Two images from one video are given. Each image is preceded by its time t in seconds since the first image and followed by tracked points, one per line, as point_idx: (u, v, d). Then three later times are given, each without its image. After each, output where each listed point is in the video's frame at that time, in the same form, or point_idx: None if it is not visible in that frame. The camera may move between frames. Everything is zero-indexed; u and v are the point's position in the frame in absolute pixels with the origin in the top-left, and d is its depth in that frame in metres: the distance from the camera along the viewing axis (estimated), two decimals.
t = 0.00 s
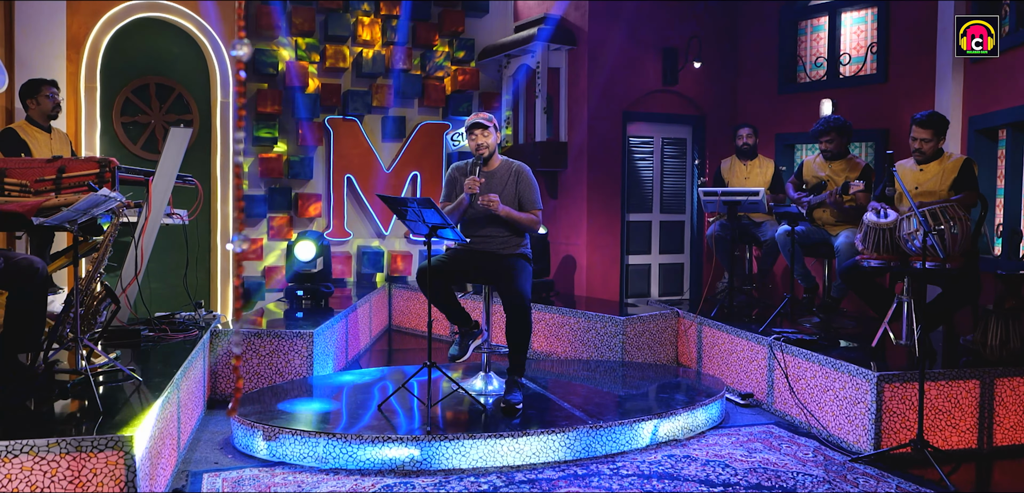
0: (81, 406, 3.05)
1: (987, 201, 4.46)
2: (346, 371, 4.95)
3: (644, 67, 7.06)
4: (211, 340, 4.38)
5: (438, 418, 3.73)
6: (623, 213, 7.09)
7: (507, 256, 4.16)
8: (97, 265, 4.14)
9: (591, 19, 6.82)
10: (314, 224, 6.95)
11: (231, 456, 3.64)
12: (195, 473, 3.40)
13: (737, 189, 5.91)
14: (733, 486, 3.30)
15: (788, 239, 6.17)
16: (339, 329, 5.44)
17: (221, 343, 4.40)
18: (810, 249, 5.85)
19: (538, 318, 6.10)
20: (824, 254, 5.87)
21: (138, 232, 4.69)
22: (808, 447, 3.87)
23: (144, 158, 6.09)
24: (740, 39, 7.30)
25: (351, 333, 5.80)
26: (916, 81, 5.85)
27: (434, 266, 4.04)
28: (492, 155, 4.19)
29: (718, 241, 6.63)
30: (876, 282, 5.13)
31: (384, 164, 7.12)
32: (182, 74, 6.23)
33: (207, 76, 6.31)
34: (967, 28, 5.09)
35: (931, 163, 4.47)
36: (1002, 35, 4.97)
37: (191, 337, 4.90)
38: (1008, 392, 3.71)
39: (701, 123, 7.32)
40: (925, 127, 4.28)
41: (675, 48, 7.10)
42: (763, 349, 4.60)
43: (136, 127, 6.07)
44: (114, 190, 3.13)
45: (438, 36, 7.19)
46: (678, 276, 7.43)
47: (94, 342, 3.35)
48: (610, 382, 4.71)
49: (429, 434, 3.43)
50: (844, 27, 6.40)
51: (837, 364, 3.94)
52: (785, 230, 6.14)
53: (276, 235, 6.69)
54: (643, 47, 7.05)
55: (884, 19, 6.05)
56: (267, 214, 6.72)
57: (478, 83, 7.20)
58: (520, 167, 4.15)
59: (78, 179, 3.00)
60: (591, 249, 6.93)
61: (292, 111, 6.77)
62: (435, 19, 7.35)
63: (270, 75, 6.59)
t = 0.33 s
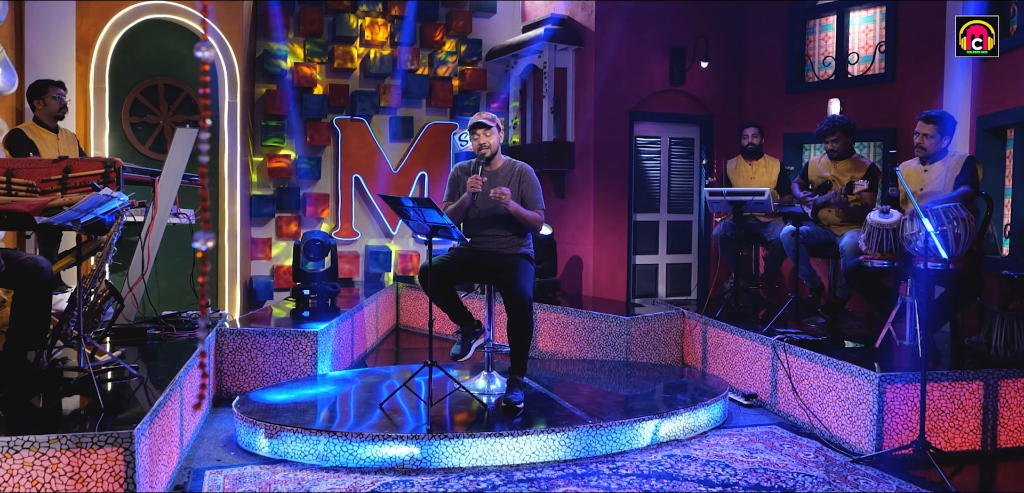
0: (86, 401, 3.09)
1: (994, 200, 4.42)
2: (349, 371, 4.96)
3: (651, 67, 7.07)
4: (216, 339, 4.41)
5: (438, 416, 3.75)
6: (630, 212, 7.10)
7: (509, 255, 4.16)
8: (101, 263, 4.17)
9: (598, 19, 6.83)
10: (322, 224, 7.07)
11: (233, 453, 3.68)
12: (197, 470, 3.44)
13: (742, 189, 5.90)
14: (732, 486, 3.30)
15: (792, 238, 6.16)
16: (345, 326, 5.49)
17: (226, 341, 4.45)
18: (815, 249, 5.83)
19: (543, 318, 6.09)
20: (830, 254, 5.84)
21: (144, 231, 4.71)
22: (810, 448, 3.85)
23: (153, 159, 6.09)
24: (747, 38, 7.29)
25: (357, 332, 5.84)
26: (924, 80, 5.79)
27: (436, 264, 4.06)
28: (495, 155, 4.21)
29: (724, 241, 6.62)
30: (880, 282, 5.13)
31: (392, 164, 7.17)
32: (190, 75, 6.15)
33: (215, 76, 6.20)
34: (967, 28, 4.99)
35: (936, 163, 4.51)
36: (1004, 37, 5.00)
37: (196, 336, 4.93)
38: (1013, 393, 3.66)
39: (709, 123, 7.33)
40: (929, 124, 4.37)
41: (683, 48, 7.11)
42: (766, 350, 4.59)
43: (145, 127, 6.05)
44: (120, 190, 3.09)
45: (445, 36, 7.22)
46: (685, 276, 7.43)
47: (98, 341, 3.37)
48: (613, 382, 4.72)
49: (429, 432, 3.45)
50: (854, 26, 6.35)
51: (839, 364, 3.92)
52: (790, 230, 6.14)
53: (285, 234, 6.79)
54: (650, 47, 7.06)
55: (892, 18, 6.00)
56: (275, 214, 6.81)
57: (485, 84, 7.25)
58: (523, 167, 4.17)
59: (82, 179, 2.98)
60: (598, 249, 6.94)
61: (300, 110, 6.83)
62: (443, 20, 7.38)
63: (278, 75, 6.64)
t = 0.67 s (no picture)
0: (89, 399, 3.11)
1: (994, 199, 4.43)
2: (353, 369, 5.02)
3: (658, 67, 7.07)
4: (222, 337, 4.46)
5: (439, 415, 3.77)
6: (636, 212, 7.10)
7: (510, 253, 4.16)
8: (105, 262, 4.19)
9: (604, 19, 6.84)
10: (330, 223, 7.10)
11: (235, 450, 3.72)
12: (199, 466, 3.49)
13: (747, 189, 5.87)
14: (730, 486, 3.30)
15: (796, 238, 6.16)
16: (350, 325, 5.51)
17: (232, 339, 4.50)
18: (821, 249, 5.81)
19: (547, 318, 6.10)
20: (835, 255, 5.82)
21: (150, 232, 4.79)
22: (811, 448, 3.84)
23: (160, 159, 6.09)
24: (755, 38, 7.27)
25: (362, 331, 5.88)
26: (931, 79, 5.75)
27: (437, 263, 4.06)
28: (494, 155, 4.22)
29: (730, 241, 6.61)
30: (881, 283, 5.13)
31: (399, 164, 7.22)
32: (199, 76, 6.24)
33: (221, 77, 6.29)
34: (967, 27, 5.05)
35: (937, 161, 4.50)
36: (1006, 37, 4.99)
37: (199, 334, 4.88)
38: (1017, 394, 3.63)
39: (716, 123, 7.32)
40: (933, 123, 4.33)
41: (690, 47, 7.09)
42: (769, 350, 4.58)
43: (153, 128, 6.08)
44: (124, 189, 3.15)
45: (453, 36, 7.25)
46: (692, 276, 7.43)
47: (100, 340, 3.42)
48: (616, 381, 4.73)
49: (429, 431, 3.47)
50: (861, 25, 6.35)
51: (842, 365, 3.90)
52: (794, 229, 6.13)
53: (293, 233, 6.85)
54: (656, 47, 7.05)
55: (900, 16, 5.95)
56: (283, 214, 6.87)
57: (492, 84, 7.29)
58: (522, 166, 4.19)
59: (87, 179, 3.05)
60: (604, 249, 6.94)
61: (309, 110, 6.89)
62: (450, 20, 7.41)
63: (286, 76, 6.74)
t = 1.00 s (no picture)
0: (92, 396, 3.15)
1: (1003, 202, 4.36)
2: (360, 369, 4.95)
3: (665, 67, 7.06)
4: (229, 335, 4.53)
5: (440, 414, 3.79)
6: (643, 212, 7.10)
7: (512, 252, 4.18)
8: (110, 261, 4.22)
9: (611, 18, 6.85)
10: (339, 223, 7.10)
11: (239, 447, 3.77)
12: (202, 462, 3.55)
13: (754, 189, 5.83)
14: (729, 486, 3.30)
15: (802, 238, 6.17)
16: (357, 324, 5.52)
17: (238, 337, 4.57)
18: (827, 249, 5.79)
19: (553, 317, 6.12)
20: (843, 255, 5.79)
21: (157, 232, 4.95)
22: (813, 449, 3.83)
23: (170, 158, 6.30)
24: (764, 37, 7.25)
25: (369, 330, 5.91)
26: (940, 77, 5.71)
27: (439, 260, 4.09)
28: (497, 154, 4.24)
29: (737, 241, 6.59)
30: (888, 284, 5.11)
31: (408, 164, 7.26)
32: (210, 77, 6.40)
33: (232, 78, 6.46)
34: (967, 27, 5.03)
35: (946, 161, 4.49)
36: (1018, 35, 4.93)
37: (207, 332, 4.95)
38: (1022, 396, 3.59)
39: (725, 123, 7.30)
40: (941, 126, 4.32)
41: (698, 47, 7.10)
42: (773, 350, 4.56)
43: (163, 128, 6.29)
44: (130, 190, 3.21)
45: (461, 36, 7.28)
46: (701, 277, 7.40)
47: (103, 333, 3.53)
48: (620, 381, 4.74)
49: (429, 429, 3.50)
50: (871, 23, 6.24)
51: (845, 365, 3.88)
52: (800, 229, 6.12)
53: (302, 232, 6.85)
54: (664, 46, 7.05)
55: (909, 15, 5.90)
56: (293, 213, 6.87)
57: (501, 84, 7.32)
58: (525, 166, 4.21)
59: (93, 179, 3.09)
60: (612, 249, 6.95)
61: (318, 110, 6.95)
62: (459, 20, 7.44)
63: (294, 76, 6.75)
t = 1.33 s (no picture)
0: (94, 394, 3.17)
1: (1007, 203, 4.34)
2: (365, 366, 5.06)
3: (672, 67, 7.07)
4: (233, 334, 4.58)
5: (440, 412, 3.82)
6: (649, 213, 7.09)
7: (514, 254, 4.17)
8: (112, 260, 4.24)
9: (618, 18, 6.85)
10: (346, 223, 7.18)
11: (241, 444, 3.82)
12: (204, 459, 3.59)
13: (758, 188, 5.74)
14: (726, 486, 3.31)
15: (805, 238, 6.18)
16: (361, 323, 5.55)
17: (243, 337, 4.62)
18: (832, 249, 5.76)
19: (557, 317, 6.12)
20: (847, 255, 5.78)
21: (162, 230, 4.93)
22: (812, 450, 3.82)
23: (178, 160, 6.27)
24: (771, 37, 7.23)
25: (374, 329, 5.93)
26: (948, 77, 5.69)
27: (441, 262, 4.10)
28: (499, 155, 4.25)
29: (742, 242, 6.59)
30: (891, 284, 5.09)
31: (415, 164, 7.30)
32: (216, 77, 6.38)
33: (239, 78, 6.43)
34: (967, 27, 5.07)
35: (950, 158, 4.47)
36: None
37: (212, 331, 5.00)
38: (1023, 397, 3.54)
39: (732, 123, 7.29)
40: (948, 126, 4.29)
41: (705, 47, 7.08)
42: (776, 350, 4.53)
43: (171, 128, 6.26)
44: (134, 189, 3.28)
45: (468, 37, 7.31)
46: (708, 277, 7.40)
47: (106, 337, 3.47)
48: (623, 380, 4.75)
49: (427, 427, 3.52)
50: (878, 23, 6.22)
51: (845, 365, 3.86)
52: (804, 229, 6.13)
53: (310, 232, 6.95)
54: (670, 47, 7.04)
55: (916, 15, 5.89)
56: (301, 213, 6.97)
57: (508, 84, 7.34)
58: (527, 167, 4.21)
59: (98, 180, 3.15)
60: (617, 249, 6.96)
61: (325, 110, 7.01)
62: (466, 20, 7.47)
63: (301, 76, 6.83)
